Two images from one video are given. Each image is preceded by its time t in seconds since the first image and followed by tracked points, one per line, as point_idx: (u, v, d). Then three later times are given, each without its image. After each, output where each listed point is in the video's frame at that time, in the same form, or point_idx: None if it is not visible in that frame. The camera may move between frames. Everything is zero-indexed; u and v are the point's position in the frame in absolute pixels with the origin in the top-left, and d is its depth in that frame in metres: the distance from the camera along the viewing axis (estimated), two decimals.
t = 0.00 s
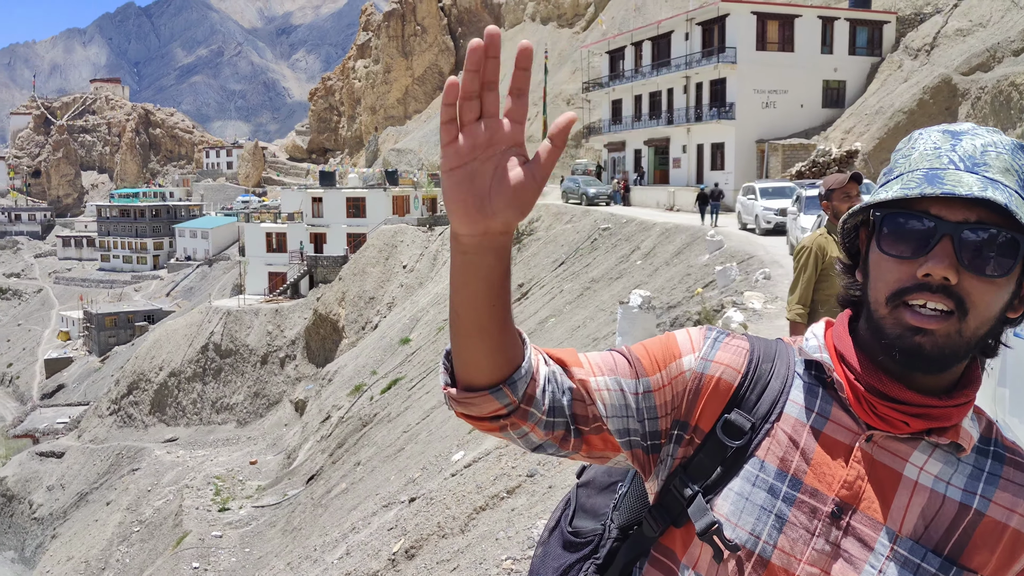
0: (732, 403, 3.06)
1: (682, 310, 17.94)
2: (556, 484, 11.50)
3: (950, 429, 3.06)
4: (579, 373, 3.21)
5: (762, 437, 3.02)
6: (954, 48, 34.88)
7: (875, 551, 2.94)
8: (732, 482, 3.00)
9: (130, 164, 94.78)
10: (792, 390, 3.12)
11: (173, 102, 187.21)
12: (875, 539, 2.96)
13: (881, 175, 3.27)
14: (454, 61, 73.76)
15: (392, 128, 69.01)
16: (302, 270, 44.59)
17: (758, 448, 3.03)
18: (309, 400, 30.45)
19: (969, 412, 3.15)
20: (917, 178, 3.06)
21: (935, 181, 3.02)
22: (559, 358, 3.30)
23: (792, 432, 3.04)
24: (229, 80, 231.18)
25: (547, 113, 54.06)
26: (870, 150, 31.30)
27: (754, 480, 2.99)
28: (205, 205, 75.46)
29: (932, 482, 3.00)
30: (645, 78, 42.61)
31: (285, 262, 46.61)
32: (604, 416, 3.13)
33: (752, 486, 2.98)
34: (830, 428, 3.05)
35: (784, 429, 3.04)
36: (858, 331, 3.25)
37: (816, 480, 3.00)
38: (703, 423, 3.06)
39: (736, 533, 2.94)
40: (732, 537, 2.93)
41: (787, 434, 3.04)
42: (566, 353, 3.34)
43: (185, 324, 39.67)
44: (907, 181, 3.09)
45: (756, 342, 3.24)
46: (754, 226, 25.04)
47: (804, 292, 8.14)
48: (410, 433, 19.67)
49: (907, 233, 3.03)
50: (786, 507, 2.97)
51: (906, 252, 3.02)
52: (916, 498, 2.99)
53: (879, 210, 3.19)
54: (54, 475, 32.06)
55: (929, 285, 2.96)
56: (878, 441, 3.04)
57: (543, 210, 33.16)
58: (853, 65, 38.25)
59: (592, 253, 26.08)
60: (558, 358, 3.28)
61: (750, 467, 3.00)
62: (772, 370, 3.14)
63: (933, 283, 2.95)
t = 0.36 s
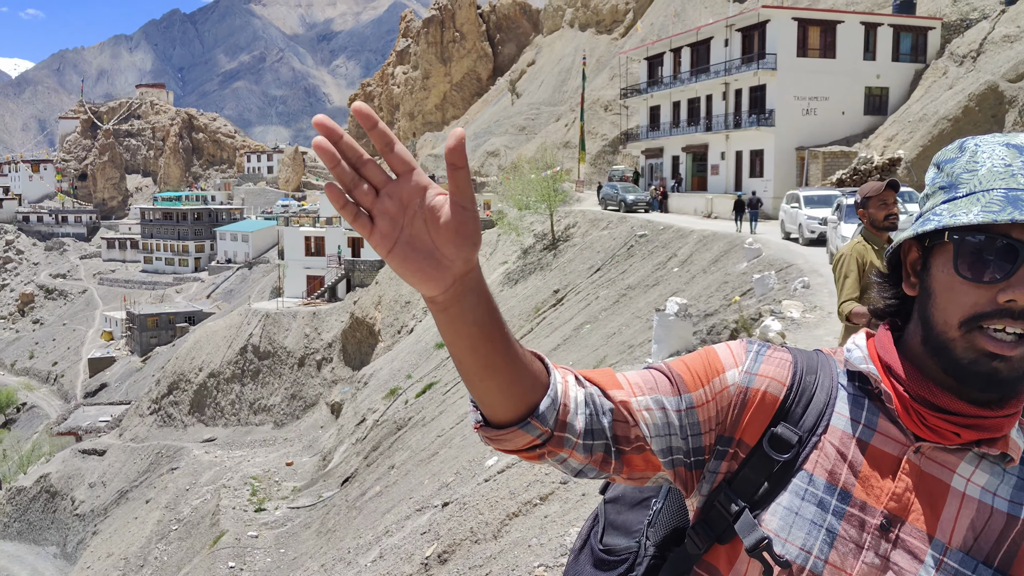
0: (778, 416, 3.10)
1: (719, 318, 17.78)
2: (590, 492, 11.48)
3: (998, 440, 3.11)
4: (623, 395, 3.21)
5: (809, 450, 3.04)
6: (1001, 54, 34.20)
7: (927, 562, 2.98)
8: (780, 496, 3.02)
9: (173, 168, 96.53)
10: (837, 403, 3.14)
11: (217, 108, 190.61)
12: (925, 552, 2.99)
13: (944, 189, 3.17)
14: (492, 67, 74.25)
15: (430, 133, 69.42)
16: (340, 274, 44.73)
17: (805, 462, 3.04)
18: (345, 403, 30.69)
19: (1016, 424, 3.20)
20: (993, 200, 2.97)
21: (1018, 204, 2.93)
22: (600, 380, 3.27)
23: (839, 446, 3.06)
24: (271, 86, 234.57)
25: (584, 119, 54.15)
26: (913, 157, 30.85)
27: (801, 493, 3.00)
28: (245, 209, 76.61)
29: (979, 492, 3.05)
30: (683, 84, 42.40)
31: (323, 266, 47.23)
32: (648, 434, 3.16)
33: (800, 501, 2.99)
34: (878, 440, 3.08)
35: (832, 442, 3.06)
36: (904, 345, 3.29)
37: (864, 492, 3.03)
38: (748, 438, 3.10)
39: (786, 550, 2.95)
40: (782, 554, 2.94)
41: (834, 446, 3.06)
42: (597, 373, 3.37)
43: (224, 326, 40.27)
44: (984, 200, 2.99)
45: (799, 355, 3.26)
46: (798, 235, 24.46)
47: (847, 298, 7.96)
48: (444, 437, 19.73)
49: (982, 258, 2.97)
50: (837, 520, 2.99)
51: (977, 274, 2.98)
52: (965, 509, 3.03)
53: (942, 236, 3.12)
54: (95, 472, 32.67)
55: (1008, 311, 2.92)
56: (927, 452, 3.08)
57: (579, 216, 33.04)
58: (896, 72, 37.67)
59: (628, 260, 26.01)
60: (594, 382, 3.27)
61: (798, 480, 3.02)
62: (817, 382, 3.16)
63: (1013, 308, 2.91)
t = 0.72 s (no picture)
0: (797, 423, 3.26)
1: (746, 328, 17.68)
2: (614, 501, 11.42)
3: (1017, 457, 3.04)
4: (642, 399, 3.43)
5: (824, 457, 3.18)
6: None
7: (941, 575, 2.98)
8: (793, 501, 3.16)
9: (203, 175, 97.75)
10: (858, 410, 3.27)
11: (246, 115, 192.77)
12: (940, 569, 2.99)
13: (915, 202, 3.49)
14: (519, 75, 74.59)
15: (457, 141, 69.69)
16: (366, 281, 45.49)
17: (819, 468, 3.18)
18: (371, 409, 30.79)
19: None
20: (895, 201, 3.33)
21: (911, 201, 3.25)
22: (624, 386, 3.48)
23: (856, 453, 3.18)
24: (300, 93, 236.90)
25: (611, 127, 54.14)
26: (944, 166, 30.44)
27: (816, 500, 3.14)
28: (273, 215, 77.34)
29: (1003, 514, 2.97)
30: (711, 92, 42.26)
31: (349, 273, 46.87)
32: (664, 440, 3.37)
33: (813, 505, 3.13)
34: (897, 450, 3.18)
35: (848, 450, 3.19)
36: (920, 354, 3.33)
37: (877, 503, 3.13)
38: (766, 443, 3.27)
39: (796, 553, 3.08)
40: (791, 558, 3.07)
41: (851, 454, 3.19)
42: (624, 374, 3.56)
43: (252, 331, 40.63)
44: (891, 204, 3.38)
45: (824, 363, 3.43)
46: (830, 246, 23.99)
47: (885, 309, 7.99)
48: (469, 445, 19.75)
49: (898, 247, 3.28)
50: (848, 528, 3.10)
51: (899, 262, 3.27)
52: (987, 527, 2.97)
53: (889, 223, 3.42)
54: (124, 475, 33.07)
55: (916, 304, 3.13)
56: (947, 464, 3.10)
57: (605, 224, 32.99)
58: (927, 80, 37.23)
59: (655, 268, 25.91)
60: (615, 384, 3.48)
61: (813, 486, 3.16)
62: (837, 390, 3.31)
63: (917, 301, 3.12)
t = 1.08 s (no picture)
0: (789, 419, 3.37)
1: (760, 334, 17.59)
2: (627, 507, 11.37)
3: (1014, 475, 2.87)
4: (653, 377, 3.87)
5: (813, 456, 3.26)
6: None
7: None
8: (779, 497, 3.28)
9: (218, 181, 98.38)
10: (857, 415, 3.30)
11: (262, 121, 193.92)
12: None
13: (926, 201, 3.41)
14: (532, 81, 74.74)
15: (471, 146, 69.85)
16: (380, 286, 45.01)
17: (809, 468, 3.26)
18: (383, 414, 30.84)
19: None
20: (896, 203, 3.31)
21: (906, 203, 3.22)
22: (646, 362, 3.95)
23: (845, 457, 3.20)
24: (315, 99, 238.26)
25: (625, 133, 54.17)
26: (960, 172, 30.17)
27: (802, 498, 3.21)
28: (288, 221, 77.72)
29: (994, 534, 2.80)
30: (725, 97, 42.17)
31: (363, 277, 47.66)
32: (666, 416, 3.75)
33: (797, 504, 3.21)
34: (890, 458, 3.13)
35: (838, 453, 3.22)
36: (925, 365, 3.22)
37: (862, 510, 3.09)
38: (760, 435, 3.44)
39: (777, 552, 3.17)
40: (769, 554, 3.16)
41: (842, 457, 3.21)
42: (658, 356, 4.03)
43: (266, 336, 40.81)
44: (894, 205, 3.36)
45: (831, 363, 3.49)
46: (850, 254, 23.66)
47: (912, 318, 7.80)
48: (482, 450, 19.75)
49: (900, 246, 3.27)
50: (828, 531, 3.10)
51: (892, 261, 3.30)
52: (975, 544, 2.83)
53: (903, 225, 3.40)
54: (139, 479, 33.25)
55: (902, 304, 3.11)
56: (940, 477, 2.99)
57: (618, 230, 32.97)
58: (943, 85, 36.98)
59: (668, 274, 25.84)
60: (634, 360, 3.97)
61: (799, 485, 3.24)
62: (837, 394, 3.37)
63: (902, 301, 3.11)
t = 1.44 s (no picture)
0: (779, 409, 3.47)
1: (764, 336, 17.60)
2: (630, 509, 11.38)
3: (988, 468, 2.90)
4: (675, 379, 4.04)
5: (796, 443, 3.33)
6: None
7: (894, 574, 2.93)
8: (765, 486, 3.36)
9: (222, 183, 98.53)
10: (842, 405, 3.32)
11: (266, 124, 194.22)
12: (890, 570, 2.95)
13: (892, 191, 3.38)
14: (536, 83, 74.80)
15: (475, 149, 69.86)
16: (383, 287, 45.31)
17: (792, 455, 3.33)
18: (387, 416, 30.87)
19: None
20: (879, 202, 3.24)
21: (890, 204, 3.16)
22: (679, 366, 4.12)
23: (827, 445, 3.25)
24: (319, 101, 238.74)
25: (628, 135, 54.20)
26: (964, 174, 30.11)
27: (785, 485, 3.28)
28: (292, 223, 77.84)
29: (966, 525, 2.84)
30: (728, 99, 42.19)
31: (367, 280, 47.67)
32: (681, 412, 3.88)
33: (779, 492, 3.28)
34: (868, 448, 3.16)
35: (821, 441, 3.27)
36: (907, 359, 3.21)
37: (840, 499, 3.14)
38: (756, 425, 3.55)
39: (762, 540, 3.27)
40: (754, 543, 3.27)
41: (824, 444, 3.26)
42: (693, 364, 4.18)
43: (270, 338, 40.82)
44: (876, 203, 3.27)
45: (822, 356, 3.57)
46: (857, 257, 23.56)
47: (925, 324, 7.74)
48: (485, 452, 19.77)
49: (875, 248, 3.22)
50: (806, 519, 3.17)
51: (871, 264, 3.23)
52: (948, 536, 2.87)
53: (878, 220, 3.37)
54: (143, 481, 33.30)
55: (886, 308, 3.10)
56: (916, 469, 3.02)
57: (622, 232, 32.97)
58: (947, 86, 36.92)
59: (672, 276, 25.83)
60: (672, 363, 4.16)
61: (781, 473, 3.31)
62: (827, 383, 3.42)
63: (888, 304, 3.09)
